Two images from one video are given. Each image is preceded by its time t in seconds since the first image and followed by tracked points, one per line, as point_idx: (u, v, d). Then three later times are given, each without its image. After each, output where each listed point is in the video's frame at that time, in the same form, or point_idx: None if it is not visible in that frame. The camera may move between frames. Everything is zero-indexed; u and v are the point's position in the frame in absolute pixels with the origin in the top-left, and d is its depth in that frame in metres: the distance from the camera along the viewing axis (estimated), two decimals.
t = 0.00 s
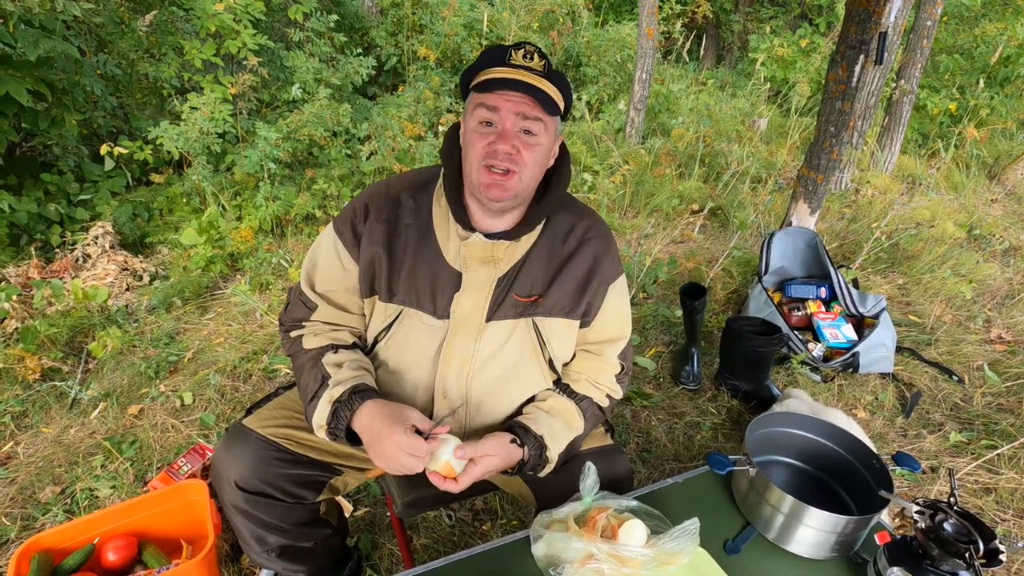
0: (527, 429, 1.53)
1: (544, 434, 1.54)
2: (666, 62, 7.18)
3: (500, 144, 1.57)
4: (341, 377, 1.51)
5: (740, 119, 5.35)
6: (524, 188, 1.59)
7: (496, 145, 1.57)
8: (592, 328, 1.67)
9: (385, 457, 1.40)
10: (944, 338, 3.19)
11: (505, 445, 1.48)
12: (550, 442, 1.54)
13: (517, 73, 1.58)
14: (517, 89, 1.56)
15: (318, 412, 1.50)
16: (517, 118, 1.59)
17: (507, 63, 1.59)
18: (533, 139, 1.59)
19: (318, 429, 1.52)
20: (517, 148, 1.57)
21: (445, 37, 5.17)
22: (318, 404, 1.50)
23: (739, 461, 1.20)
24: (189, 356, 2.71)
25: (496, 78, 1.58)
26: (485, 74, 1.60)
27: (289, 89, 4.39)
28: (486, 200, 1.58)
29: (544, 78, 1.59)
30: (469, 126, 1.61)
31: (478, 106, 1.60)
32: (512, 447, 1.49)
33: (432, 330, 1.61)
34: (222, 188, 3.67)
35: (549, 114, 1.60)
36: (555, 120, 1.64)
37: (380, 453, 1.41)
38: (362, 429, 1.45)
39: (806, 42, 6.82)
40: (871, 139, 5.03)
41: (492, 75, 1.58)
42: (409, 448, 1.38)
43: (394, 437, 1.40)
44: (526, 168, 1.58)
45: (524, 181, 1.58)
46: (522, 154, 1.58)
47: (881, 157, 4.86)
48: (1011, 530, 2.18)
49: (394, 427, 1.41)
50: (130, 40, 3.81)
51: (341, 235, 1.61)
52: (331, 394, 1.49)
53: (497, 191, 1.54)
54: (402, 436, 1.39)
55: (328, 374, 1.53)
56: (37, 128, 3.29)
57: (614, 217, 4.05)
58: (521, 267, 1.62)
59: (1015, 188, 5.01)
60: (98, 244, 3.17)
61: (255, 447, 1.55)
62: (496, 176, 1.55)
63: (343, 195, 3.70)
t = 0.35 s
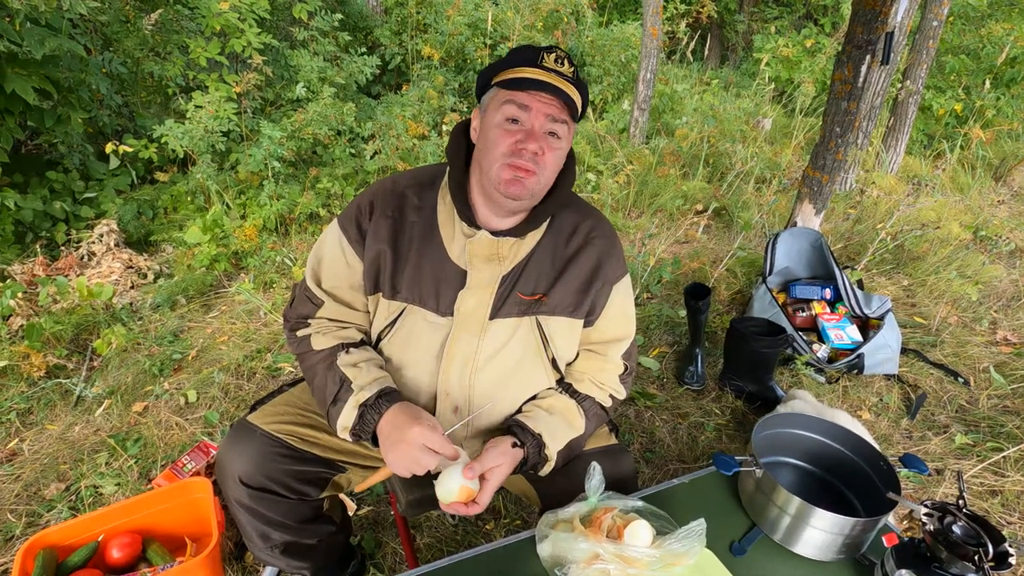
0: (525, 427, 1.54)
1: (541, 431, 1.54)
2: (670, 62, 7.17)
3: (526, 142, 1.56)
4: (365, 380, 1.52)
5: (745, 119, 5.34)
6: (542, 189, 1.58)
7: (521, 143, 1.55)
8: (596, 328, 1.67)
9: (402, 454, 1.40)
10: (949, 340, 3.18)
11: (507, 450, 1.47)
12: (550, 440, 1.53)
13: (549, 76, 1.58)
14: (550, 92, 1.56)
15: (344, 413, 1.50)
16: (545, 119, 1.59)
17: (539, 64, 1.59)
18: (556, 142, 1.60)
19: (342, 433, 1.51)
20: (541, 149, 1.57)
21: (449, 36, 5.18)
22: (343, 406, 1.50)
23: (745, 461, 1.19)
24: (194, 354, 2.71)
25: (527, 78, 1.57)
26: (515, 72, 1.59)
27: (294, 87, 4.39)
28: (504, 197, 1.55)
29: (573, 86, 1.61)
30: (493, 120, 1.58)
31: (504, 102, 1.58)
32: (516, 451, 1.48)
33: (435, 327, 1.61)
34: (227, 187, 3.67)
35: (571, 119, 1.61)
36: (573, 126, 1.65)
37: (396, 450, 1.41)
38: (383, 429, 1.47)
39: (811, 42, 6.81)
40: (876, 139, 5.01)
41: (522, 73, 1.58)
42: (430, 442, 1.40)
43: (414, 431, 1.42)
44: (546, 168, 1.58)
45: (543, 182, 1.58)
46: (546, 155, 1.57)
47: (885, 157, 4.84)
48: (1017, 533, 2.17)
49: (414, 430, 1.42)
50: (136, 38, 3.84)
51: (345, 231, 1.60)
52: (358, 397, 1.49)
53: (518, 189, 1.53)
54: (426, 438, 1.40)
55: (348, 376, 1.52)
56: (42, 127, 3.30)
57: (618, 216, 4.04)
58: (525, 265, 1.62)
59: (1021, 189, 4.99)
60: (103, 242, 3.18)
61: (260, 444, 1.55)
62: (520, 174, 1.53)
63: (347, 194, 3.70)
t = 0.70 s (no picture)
0: (547, 428, 1.51)
1: (563, 431, 1.53)
2: (674, 61, 7.16)
3: (529, 196, 1.43)
4: (349, 367, 1.51)
5: (749, 119, 5.33)
6: (545, 224, 1.53)
7: (523, 195, 1.43)
8: (605, 329, 1.67)
9: (390, 444, 1.38)
10: (954, 341, 3.16)
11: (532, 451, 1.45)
12: (571, 441, 1.53)
13: (558, 133, 1.34)
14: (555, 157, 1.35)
15: (326, 400, 1.50)
16: (549, 177, 1.40)
17: (547, 115, 1.34)
18: (563, 189, 1.45)
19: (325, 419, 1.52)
20: (545, 199, 1.45)
21: (453, 35, 5.18)
22: (326, 392, 1.50)
23: (752, 462, 1.19)
24: (197, 353, 2.71)
25: (533, 132, 1.34)
26: (520, 116, 1.36)
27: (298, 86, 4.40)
28: (506, 232, 1.53)
29: (588, 138, 1.37)
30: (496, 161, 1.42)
31: (508, 148, 1.39)
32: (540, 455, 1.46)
33: (444, 327, 1.61)
34: (231, 185, 3.68)
35: (584, 164, 1.42)
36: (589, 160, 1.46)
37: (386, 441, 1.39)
38: (365, 421, 1.44)
39: (815, 42, 6.79)
40: (881, 140, 5.00)
41: (527, 123, 1.34)
42: (413, 429, 1.37)
43: (396, 419, 1.39)
44: (550, 210, 1.49)
45: (546, 220, 1.51)
46: (550, 203, 1.46)
47: (889, 158, 4.83)
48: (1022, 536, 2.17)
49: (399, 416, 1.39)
50: (140, 37, 3.86)
51: (355, 229, 1.60)
52: (338, 384, 1.49)
53: (517, 230, 1.50)
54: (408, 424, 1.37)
55: (336, 364, 1.52)
56: (47, 125, 3.30)
57: (621, 216, 4.03)
58: (535, 267, 1.61)
59: None
60: (107, 240, 3.18)
61: (265, 443, 1.55)
62: (519, 220, 1.48)
63: (351, 193, 3.71)
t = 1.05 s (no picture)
0: (550, 427, 1.50)
1: (567, 431, 1.52)
2: (676, 60, 7.15)
3: (529, 204, 1.42)
4: (347, 365, 1.51)
5: (751, 118, 5.32)
6: (546, 230, 1.52)
7: (523, 203, 1.42)
8: (608, 327, 1.66)
9: (387, 438, 1.38)
10: (957, 341, 3.15)
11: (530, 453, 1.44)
12: (575, 440, 1.52)
13: (557, 144, 1.32)
14: (552, 169, 1.33)
15: (322, 395, 1.49)
16: (549, 189, 1.39)
17: (547, 126, 1.32)
18: (564, 197, 1.44)
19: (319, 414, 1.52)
20: (545, 207, 1.44)
21: (455, 34, 5.18)
22: (322, 387, 1.50)
23: (756, 462, 1.18)
24: (200, 351, 2.71)
25: (532, 143, 1.33)
26: (520, 126, 1.34)
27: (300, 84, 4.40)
28: (506, 236, 1.53)
29: (588, 151, 1.35)
30: (497, 170, 1.42)
31: (508, 157, 1.37)
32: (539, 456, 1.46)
33: (446, 326, 1.60)
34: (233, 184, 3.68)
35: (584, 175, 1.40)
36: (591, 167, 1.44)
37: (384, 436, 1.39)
38: (361, 418, 1.44)
39: (818, 41, 6.78)
40: (884, 139, 4.98)
41: (527, 135, 1.33)
42: (409, 422, 1.36)
43: (394, 414, 1.38)
44: (550, 217, 1.49)
45: (547, 225, 1.51)
46: (550, 211, 1.45)
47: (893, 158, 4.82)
48: None
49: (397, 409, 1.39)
50: (143, 35, 3.88)
51: (358, 228, 1.60)
52: (335, 378, 1.49)
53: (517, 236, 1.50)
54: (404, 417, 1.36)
55: (333, 360, 1.52)
56: (50, 123, 3.30)
57: (624, 215, 4.02)
58: (538, 267, 1.61)
59: None
60: (110, 238, 3.18)
61: (267, 442, 1.54)
62: (520, 225, 1.48)
63: (353, 192, 3.71)
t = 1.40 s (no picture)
0: (544, 429, 1.50)
1: (562, 432, 1.52)
2: (677, 58, 7.14)
3: (534, 200, 1.42)
4: (350, 356, 1.51)
5: (752, 116, 5.31)
6: (549, 227, 1.52)
7: (528, 200, 1.42)
8: (608, 326, 1.66)
9: (399, 424, 1.38)
10: (958, 340, 3.15)
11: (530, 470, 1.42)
12: (570, 442, 1.52)
13: (564, 140, 1.32)
14: (559, 165, 1.33)
15: (327, 389, 1.50)
16: (554, 184, 1.39)
17: (553, 121, 1.32)
18: (568, 193, 1.44)
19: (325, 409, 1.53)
20: (550, 204, 1.44)
21: (455, 32, 5.17)
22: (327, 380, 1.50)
23: (756, 461, 1.18)
24: (199, 349, 2.71)
25: (538, 139, 1.33)
26: (525, 122, 1.33)
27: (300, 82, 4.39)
28: (509, 233, 1.53)
29: (594, 146, 1.36)
30: (500, 166, 1.41)
31: (514, 154, 1.37)
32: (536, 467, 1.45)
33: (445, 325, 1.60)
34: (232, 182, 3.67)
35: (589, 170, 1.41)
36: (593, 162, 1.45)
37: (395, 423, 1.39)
38: (369, 409, 1.44)
39: (820, 39, 6.77)
40: (885, 138, 4.97)
41: (532, 130, 1.33)
42: (418, 406, 1.36)
43: (404, 399, 1.38)
44: (554, 213, 1.49)
45: (550, 222, 1.51)
46: (554, 207, 1.46)
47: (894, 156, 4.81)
48: None
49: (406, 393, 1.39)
50: (142, 32, 3.86)
51: (356, 226, 1.60)
52: (341, 369, 1.49)
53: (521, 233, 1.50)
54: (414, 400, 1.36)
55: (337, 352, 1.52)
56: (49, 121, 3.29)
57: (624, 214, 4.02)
58: (538, 265, 1.60)
59: None
60: (110, 236, 3.18)
61: (266, 440, 1.54)
62: (523, 223, 1.48)
63: (353, 190, 3.70)
